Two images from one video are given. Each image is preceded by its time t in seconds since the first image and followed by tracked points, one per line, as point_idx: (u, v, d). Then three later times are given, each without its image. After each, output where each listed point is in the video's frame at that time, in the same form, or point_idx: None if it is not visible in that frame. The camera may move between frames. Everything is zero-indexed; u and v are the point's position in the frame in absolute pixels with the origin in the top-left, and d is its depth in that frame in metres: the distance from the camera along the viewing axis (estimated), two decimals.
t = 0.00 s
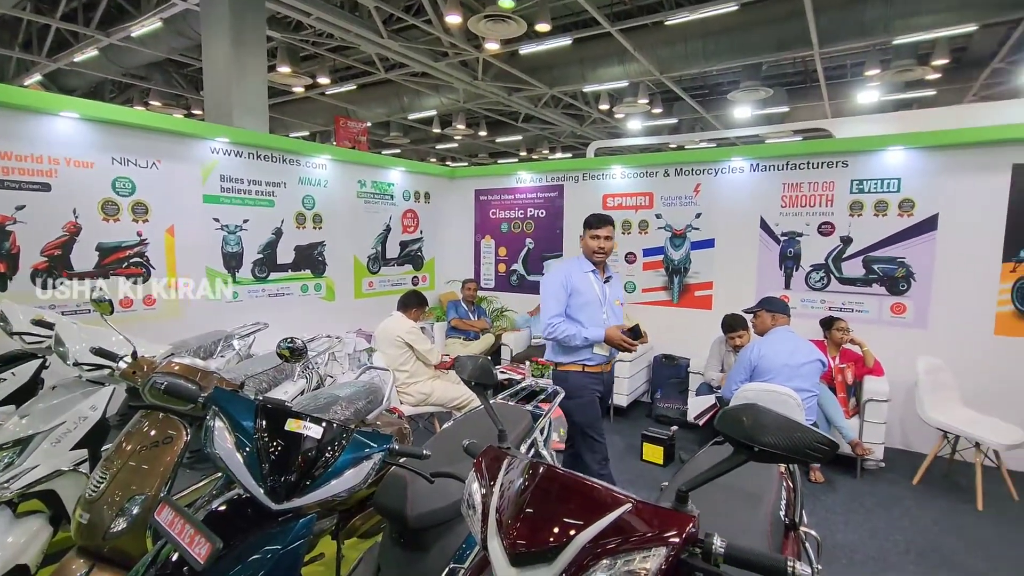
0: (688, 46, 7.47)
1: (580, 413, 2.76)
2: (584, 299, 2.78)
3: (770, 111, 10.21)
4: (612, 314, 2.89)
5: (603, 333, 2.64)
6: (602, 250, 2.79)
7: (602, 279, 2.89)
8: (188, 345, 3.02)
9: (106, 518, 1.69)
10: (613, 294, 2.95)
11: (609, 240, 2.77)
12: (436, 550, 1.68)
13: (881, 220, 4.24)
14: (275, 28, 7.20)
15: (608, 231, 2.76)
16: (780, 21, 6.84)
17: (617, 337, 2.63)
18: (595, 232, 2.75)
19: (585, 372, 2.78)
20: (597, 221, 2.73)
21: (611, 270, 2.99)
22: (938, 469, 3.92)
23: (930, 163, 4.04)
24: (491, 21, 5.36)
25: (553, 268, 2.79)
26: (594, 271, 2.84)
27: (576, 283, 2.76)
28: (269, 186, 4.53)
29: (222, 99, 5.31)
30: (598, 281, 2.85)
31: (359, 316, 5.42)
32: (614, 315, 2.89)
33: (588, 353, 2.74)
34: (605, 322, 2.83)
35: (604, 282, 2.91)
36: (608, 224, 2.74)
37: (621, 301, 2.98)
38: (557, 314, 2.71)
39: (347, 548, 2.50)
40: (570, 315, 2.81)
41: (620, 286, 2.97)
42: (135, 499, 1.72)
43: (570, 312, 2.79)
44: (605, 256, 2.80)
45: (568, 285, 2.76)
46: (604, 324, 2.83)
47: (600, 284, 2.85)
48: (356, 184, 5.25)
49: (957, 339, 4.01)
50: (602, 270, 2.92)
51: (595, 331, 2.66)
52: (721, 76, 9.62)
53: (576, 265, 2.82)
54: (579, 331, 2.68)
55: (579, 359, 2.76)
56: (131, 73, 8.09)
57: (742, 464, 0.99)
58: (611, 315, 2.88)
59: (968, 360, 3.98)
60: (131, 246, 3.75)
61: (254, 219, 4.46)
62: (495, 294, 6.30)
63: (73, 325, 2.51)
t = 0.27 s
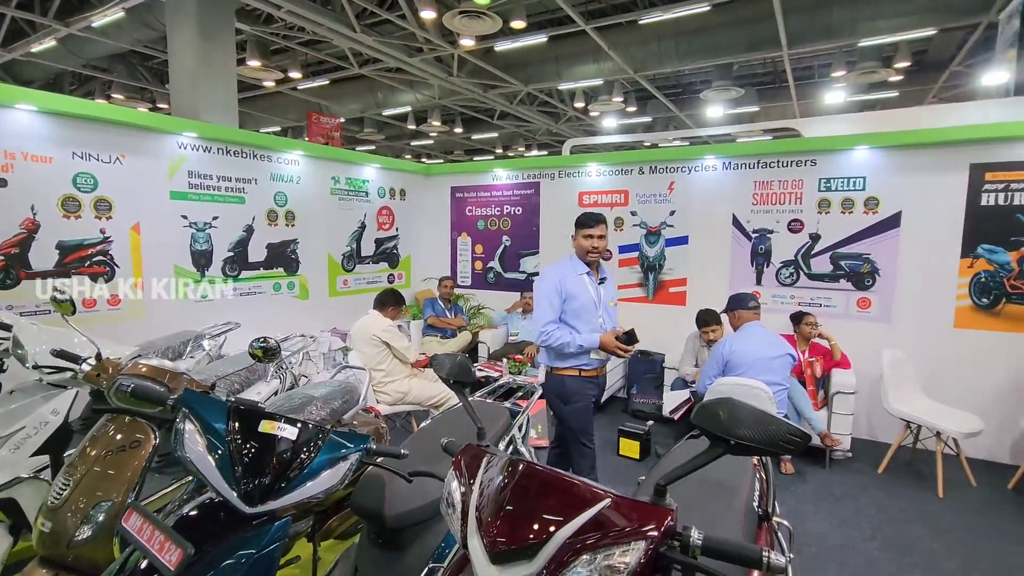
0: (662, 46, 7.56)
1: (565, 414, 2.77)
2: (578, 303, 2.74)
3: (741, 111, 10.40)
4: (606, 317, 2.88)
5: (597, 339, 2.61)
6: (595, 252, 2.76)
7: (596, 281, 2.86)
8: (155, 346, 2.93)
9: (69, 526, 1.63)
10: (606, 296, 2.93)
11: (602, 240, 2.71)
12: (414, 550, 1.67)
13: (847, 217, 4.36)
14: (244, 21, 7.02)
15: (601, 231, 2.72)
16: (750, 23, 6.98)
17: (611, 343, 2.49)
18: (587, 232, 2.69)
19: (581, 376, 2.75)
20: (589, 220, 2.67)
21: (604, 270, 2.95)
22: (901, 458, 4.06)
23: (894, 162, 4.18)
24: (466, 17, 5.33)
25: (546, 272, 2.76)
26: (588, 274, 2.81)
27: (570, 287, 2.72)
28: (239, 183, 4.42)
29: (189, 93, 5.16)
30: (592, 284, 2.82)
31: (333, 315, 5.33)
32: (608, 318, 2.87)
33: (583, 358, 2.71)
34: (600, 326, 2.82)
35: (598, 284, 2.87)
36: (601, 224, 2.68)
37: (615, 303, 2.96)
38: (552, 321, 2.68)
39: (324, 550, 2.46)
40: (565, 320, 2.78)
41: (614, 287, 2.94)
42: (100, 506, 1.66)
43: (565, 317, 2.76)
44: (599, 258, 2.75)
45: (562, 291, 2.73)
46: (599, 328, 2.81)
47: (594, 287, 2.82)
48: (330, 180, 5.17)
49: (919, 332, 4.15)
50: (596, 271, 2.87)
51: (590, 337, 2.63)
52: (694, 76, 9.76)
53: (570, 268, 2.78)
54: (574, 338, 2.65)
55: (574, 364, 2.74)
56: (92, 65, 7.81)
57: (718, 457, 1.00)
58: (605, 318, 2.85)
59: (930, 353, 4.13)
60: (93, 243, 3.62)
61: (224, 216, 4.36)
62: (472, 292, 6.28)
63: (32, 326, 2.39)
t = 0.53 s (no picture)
0: (633, 45, 7.64)
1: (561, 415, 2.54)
2: (575, 304, 2.52)
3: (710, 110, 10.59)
4: (606, 315, 2.66)
5: (596, 340, 2.38)
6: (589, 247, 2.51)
7: (593, 278, 2.63)
8: (118, 348, 2.83)
9: (27, 538, 1.56)
10: (605, 292, 2.70)
11: (595, 234, 2.47)
12: (391, 551, 1.66)
13: (813, 215, 4.48)
14: (209, 13, 6.81)
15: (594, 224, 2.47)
16: (718, 24, 7.11)
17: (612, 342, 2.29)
18: (578, 227, 2.45)
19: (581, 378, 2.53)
20: (580, 214, 2.42)
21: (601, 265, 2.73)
22: (865, 448, 4.20)
23: (856, 161, 4.31)
24: (438, 13, 5.28)
25: (537, 273, 2.53)
26: (583, 271, 2.58)
27: (565, 287, 2.50)
28: (205, 179, 4.31)
29: (151, 86, 4.99)
30: (588, 281, 2.60)
31: (305, 315, 5.23)
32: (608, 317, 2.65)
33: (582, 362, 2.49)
34: (600, 326, 2.59)
35: (595, 281, 2.65)
36: (593, 218, 2.44)
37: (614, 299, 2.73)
38: (547, 324, 2.46)
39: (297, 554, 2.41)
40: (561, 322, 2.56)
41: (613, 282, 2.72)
42: (61, 516, 1.60)
43: (562, 319, 2.54)
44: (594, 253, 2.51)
45: (557, 291, 2.50)
46: (599, 328, 2.59)
47: (590, 284, 2.59)
48: (300, 177, 5.07)
49: (881, 326, 4.30)
50: (591, 267, 2.64)
51: (589, 339, 2.40)
52: (664, 75, 9.89)
53: (563, 266, 2.55)
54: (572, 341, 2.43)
55: (573, 367, 2.52)
56: (46, 56, 7.48)
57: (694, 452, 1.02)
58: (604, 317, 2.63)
59: (891, 345, 4.28)
60: (50, 242, 3.46)
61: (189, 213, 4.23)
62: (446, 290, 6.25)
63: None
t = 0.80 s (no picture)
0: (603, 45, 7.72)
1: (551, 415, 2.40)
2: (567, 307, 2.40)
3: (679, 110, 10.78)
4: (598, 316, 2.54)
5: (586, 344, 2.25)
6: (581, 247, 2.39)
7: (584, 278, 2.51)
8: (76, 352, 2.72)
9: None
10: (597, 291, 2.59)
11: (586, 234, 2.34)
12: (366, 555, 1.64)
13: (778, 213, 4.60)
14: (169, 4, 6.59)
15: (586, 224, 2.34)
16: (686, 25, 7.25)
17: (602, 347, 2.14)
18: (568, 227, 2.31)
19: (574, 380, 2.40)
20: (571, 212, 2.28)
21: (592, 264, 2.61)
22: (828, 439, 4.35)
23: (819, 161, 4.44)
24: (408, 9, 5.22)
25: (528, 274, 2.40)
26: (574, 271, 2.46)
27: (554, 289, 2.37)
28: (167, 176, 4.17)
29: (108, 80, 4.80)
30: (580, 282, 2.47)
31: (274, 315, 5.11)
32: (600, 318, 2.53)
33: (574, 366, 2.38)
34: (592, 328, 2.48)
35: (587, 281, 2.53)
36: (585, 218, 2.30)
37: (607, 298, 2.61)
38: (537, 328, 2.34)
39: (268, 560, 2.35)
40: (552, 325, 2.44)
41: (604, 281, 2.62)
42: (16, 528, 1.47)
43: (553, 322, 2.42)
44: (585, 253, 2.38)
45: (546, 293, 2.38)
46: (591, 330, 2.47)
47: (582, 285, 2.47)
48: (267, 174, 4.95)
49: (843, 321, 4.45)
50: (582, 266, 2.51)
51: (580, 342, 2.28)
52: (634, 75, 10.03)
53: (553, 267, 2.43)
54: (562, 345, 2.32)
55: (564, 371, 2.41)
56: None
57: (670, 447, 1.03)
58: (597, 318, 2.53)
59: (852, 339, 4.43)
60: None
61: (150, 212, 4.09)
62: (419, 289, 6.19)
63: None
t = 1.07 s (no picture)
0: (573, 44, 7.78)
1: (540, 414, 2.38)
2: (561, 306, 2.38)
3: (648, 110, 10.93)
4: (590, 316, 2.53)
5: (580, 343, 2.26)
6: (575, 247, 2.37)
7: (577, 277, 2.50)
8: (29, 358, 2.60)
9: None
10: (587, 291, 2.58)
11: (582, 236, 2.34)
12: (341, 557, 1.63)
13: (745, 211, 4.72)
14: None
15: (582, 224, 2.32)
16: (654, 27, 7.38)
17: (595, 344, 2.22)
18: (564, 227, 2.30)
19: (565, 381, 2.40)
20: (569, 213, 2.27)
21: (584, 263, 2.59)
22: (794, 430, 4.48)
23: (783, 161, 4.57)
24: (377, 5, 5.15)
25: (522, 273, 2.37)
26: (568, 271, 2.44)
27: (549, 289, 2.34)
28: (126, 173, 4.01)
29: (60, 73, 4.59)
30: (573, 281, 2.46)
31: (241, 316, 4.97)
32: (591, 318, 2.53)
33: (566, 366, 2.37)
34: (583, 328, 2.47)
35: (579, 281, 2.52)
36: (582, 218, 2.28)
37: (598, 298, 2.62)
38: (530, 328, 2.31)
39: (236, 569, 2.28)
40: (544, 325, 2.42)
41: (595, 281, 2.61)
42: None
43: (545, 322, 2.40)
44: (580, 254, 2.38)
45: (541, 293, 2.34)
46: (582, 330, 2.47)
47: (575, 285, 2.46)
48: (232, 172, 4.81)
49: (807, 316, 4.59)
50: (575, 266, 2.50)
51: (574, 343, 2.27)
52: (604, 75, 10.13)
53: (547, 266, 2.40)
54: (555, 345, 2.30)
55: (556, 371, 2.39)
56: None
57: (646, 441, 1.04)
58: (588, 318, 2.52)
59: (816, 334, 4.58)
60: None
61: (108, 210, 3.93)
62: (391, 288, 6.12)
63: None
